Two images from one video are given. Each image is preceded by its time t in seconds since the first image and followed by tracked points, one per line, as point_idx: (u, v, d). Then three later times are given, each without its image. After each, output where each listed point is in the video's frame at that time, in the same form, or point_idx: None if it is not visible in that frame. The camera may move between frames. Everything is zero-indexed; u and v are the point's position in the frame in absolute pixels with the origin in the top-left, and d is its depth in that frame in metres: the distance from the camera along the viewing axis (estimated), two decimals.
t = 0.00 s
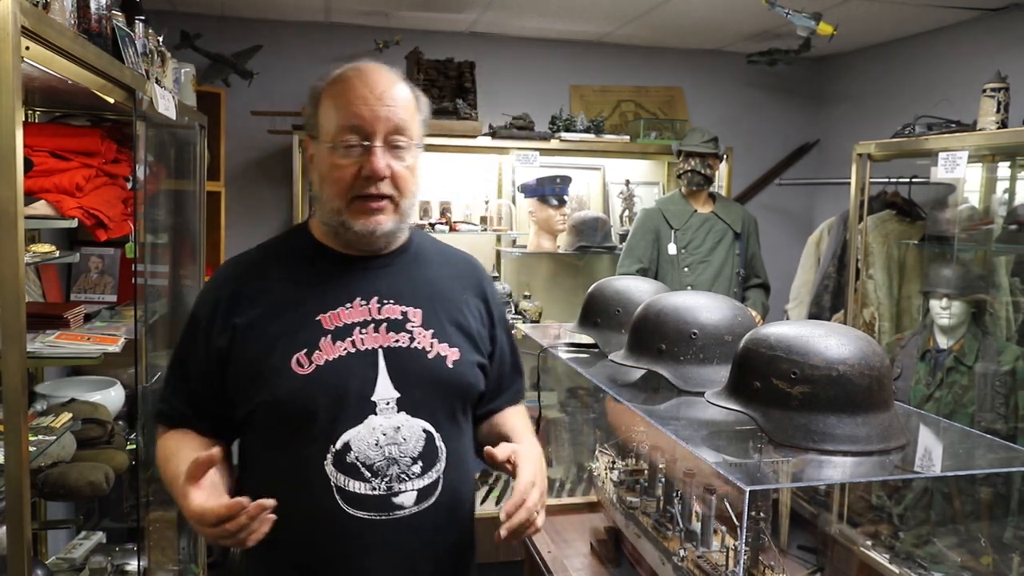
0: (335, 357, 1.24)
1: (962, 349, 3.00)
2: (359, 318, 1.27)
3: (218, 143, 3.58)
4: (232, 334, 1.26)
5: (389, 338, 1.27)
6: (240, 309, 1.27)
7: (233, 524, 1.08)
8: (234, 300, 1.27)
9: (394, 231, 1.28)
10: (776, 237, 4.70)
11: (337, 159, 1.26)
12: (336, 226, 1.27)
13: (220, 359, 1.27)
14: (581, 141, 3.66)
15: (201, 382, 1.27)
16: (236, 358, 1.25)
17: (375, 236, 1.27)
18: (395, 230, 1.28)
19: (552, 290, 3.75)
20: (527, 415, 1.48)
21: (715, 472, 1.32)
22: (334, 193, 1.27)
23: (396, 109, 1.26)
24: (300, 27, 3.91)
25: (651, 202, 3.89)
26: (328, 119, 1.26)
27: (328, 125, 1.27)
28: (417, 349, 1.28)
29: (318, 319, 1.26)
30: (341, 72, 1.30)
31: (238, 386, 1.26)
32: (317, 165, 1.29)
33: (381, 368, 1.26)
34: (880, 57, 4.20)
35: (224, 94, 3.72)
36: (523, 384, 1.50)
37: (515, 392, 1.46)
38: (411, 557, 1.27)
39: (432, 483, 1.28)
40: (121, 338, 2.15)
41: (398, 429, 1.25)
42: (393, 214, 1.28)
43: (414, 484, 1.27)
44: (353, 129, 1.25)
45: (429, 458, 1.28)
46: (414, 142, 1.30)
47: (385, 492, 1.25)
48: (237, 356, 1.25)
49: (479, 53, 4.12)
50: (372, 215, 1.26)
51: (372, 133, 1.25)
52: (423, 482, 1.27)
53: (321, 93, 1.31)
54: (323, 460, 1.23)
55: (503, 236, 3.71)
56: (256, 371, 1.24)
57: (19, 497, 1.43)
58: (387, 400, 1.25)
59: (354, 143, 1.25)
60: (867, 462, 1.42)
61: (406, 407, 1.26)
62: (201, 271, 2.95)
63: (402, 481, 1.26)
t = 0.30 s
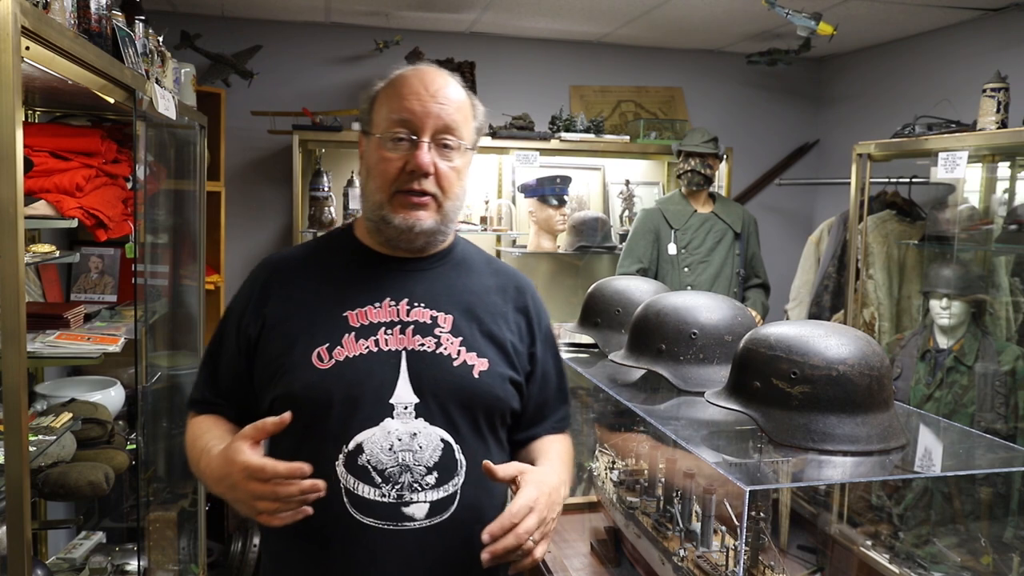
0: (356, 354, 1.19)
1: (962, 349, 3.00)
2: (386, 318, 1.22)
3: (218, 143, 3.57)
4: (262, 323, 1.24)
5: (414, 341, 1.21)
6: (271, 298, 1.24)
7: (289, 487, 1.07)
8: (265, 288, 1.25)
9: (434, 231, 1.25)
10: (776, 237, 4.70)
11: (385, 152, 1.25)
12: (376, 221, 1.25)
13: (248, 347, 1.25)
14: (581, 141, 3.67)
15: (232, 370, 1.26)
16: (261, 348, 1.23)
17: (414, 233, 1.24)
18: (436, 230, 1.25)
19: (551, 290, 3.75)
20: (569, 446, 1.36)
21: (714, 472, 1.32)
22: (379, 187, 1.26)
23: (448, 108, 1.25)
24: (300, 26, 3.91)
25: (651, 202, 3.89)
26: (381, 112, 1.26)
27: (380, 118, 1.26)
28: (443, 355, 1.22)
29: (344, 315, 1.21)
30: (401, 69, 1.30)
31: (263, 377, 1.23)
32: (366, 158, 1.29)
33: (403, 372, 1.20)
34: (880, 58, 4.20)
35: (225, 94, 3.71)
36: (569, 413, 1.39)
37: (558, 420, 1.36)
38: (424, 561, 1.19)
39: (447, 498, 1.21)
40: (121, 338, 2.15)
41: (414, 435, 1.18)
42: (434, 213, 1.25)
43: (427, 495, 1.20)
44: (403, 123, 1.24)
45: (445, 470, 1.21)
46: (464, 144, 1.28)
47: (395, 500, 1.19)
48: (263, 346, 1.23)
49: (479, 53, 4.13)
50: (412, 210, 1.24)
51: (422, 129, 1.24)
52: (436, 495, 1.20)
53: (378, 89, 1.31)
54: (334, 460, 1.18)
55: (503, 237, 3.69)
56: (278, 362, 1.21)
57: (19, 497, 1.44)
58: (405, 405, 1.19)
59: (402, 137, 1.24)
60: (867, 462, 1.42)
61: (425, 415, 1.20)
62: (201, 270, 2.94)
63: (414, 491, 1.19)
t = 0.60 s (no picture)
0: (374, 355, 1.19)
1: (962, 349, 3.00)
2: (405, 319, 1.22)
3: (218, 143, 3.57)
4: (278, 319, 1.23)
5: (433, 344, 1.21)
6: (288, 295, 1.24)
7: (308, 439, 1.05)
8: (282, 285, 1.25)
9: (458, 231, 1.24)
10: (776, 238, 4.69)
11: (410, 149, 1.25)
12: (399, 220, 1.25)
13: (263, 344, 1.25)
14: (581, 141, 3.68)
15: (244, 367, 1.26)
16: (277, 345, 1.23)
17: (438, 232, 1.23)
18: (459, 231, 1.24)
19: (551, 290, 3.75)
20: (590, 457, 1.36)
21: (714, 472, 1.33)
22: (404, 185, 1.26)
23: (474, 105, 1.25)
24: (300, 26, 3.91)
25: (651, 202, 3.89)
26: (407, 108, 1.26)
27: (406, 115, 1.27)
28: (464, 359, 1.21)
29: (363, 315, 1.21)
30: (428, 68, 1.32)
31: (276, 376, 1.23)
32: (391, 156, 1.29)
33: (420, 376, 1.20)
34: (880, 57, 4.20)
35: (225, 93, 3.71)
36: (591, 420, 1.40)
37: (581, 428, 1.37)
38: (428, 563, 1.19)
39: (461, 506, 1.21)
40: (121, 338, 2.15)
41: (430, 441, 1.19)
42: (458, 213, 1.24)
43: (442, 503, 1.20)
44: (428, 120, 1.24)
45: (460, 478, 1.21)
46: (489, 142, 1.28)
47: (409, 507, 1.19)
48: (278, 343, 1.23)
49: (478, 53, 4.13)
50: (436, 209, 1.23)
51: (448, 126, 1.24)
52: (450, 503, 1.21)
53: (405, 88, 1.31)
54: (348, 465, 1.19)
55: (503, 236, 3.69)
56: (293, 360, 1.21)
57: (19, 497, 1.44)
58: (422, 409, 1.19)
59: (428, 134, 1.25)
60: (867, 462, 1.42)
61: (442, 421, 1.20)
62: (201, 270, 2.94)
63: (428, 498, 1.19)
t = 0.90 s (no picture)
0: (387, 360, 1.16)
1: (962, 349, 3.00)
2: (416, 322, 1.20)
3: (218, 143, 3.57)
4: (278, 327, 1.18)
5: (446, 346, 1.19)
6: (290, 301, 1.18)
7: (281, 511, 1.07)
8: (282, 292, 1.19)
9: (466, 231, 1.23)
10: (776, 238, 4.69)
11: (414, 149, 1.23)
12: (405, 222, 1.22)
13: (261, 355, 1.18)
14: (580, 141, 3.68)
15: (235, 378, 1.18)
16: (279, 354, 1.17)
17: (447, 233, 1.22)
18: (467, 230, 1.23)
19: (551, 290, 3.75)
20: (590, 460, 1.37)
21: (714, 472, 1.33)
22: (410, 186, 1.23)
23: (479, 101, 1.24)
24: (300, 26, 3.91)
25: (651, 203, 3.89)
26: (410, 107, 1.24)
27: (408, 113, 1.24)
28: (478, 361, 1.20)
29: (371, 318, 1.18)
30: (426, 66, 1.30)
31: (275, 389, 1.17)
32: (392, 156, 1.27)
33: (436, 379, 1.17)
34: (880, 58, 4.20)
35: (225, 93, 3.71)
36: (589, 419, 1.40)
37: (580, 428, 1.36)
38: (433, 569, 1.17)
39: (483, 512, 1.18)
40: (121, 338, 2.15)
41: (450, 446, 1.16)
42: (466, 213, 1.23)
43: (464, 510, 1.17)
44: (434, 119, 1.23)
45: (481, 484, 1.18)
46: (494, 139, 1.27)
47: (431, 516, 1.15)
48: (280, 353, 1.17)
49: (479, 53, 4.13)
50: (445, 210, 1.22)
51: (454, 124, 1.23)
52: (472, 509, 1.17)
53: (403, 85, 1.29)
54: (365, 475, 1.13)
55: (503, 236, 3.70)
56: (299, 369, 1.15)
57: (19, 497, 1.44)
58: (439, 414, 1.16)
59: (433, 132, 1.23)
60: (867, 462, 1.42)
61: (460, 424, 1.17)
62: (201, 270, 2.94)
63: (450, 506, 1.16)
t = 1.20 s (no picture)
0: (396, 365, 1.15)
1: (962, 349, 3.00)
2: (422, 324, 1.19)
3: (218, 143, 3.57)
4: (278, 339, 1.15)
5: (454, 348, 1.19)
6: (288, 312, 1.15)
7: None
8: (282, 301, 1.16)
9: (462, 227, 1.22)
10: (776, 238, 4.69)
11: (402, 148, 1.19)
12: (400, 224, 1.20)
13: (259, 368, 1.15)
14: (580, 141, 3.68)
15: (235, 393, 1.15)
16: (280, 365, 1.14)
17: (446, 229, 1.20)
18: (463, 226, 1.22)
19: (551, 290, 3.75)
20: (571, 453, 1.39)
21: (714, 472, 1.33)
22: (403, 187, 1.20)
23: (466, 93, 1.21)
24: (300, 26, 3.91)
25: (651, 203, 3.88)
26: (394, 105, 1.20)
27: (392, 111, 1.21)
28: (487, 360, 1.21)
29: (377, 324, 1.17)
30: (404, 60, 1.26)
31: (279, 401, 1.14)
32: (379, 156, 1.23)
33: (447, 381, 1.17)
34: (880, 57, 4.20)
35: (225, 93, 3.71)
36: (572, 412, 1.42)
37: (565, 422, 1.38)
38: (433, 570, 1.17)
39: (500, 512, 1.20)
40: (121, 338, 2.15)
41: (466, 449, 1.16)
42: (461, 209, 1.22)
43: (483, 512, 1.18)
44: (421, 115, 1.19)
45: (497, 484, 1.20)
46: (482, 130, 1.24)
47: (452, 521, 1.16)
48: (280, 365, 1.14)
49: (479, 53, 4.13)
50: (441, 208, 1.20)
51: (442, 119, 1.19)
52: (491, 511, 1.19)
53: (383, 81, 1.25)
54: (384, 485, 1.12)
55: (503, 236, 3.71)
56: (303, 381, 1.13)
57: (19, 497, 1.44)
58: (454, 417, 1.16)
59: (421, 129, 1.19)
60: (867, 462, 1.42)
61: (474, 426, 1.18)
62: (201, 270, 2.94)
63: (470, 509, 1.17)
